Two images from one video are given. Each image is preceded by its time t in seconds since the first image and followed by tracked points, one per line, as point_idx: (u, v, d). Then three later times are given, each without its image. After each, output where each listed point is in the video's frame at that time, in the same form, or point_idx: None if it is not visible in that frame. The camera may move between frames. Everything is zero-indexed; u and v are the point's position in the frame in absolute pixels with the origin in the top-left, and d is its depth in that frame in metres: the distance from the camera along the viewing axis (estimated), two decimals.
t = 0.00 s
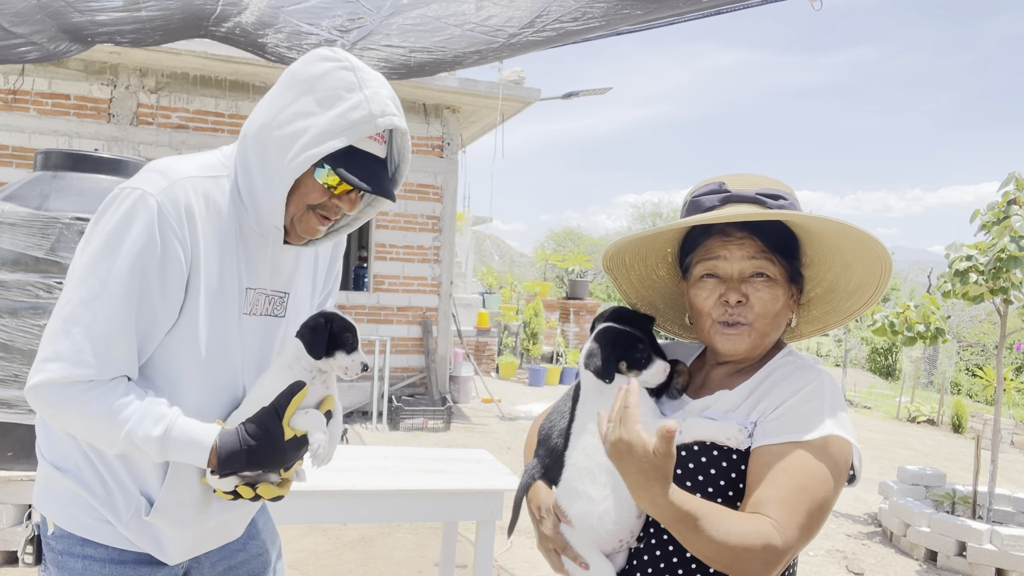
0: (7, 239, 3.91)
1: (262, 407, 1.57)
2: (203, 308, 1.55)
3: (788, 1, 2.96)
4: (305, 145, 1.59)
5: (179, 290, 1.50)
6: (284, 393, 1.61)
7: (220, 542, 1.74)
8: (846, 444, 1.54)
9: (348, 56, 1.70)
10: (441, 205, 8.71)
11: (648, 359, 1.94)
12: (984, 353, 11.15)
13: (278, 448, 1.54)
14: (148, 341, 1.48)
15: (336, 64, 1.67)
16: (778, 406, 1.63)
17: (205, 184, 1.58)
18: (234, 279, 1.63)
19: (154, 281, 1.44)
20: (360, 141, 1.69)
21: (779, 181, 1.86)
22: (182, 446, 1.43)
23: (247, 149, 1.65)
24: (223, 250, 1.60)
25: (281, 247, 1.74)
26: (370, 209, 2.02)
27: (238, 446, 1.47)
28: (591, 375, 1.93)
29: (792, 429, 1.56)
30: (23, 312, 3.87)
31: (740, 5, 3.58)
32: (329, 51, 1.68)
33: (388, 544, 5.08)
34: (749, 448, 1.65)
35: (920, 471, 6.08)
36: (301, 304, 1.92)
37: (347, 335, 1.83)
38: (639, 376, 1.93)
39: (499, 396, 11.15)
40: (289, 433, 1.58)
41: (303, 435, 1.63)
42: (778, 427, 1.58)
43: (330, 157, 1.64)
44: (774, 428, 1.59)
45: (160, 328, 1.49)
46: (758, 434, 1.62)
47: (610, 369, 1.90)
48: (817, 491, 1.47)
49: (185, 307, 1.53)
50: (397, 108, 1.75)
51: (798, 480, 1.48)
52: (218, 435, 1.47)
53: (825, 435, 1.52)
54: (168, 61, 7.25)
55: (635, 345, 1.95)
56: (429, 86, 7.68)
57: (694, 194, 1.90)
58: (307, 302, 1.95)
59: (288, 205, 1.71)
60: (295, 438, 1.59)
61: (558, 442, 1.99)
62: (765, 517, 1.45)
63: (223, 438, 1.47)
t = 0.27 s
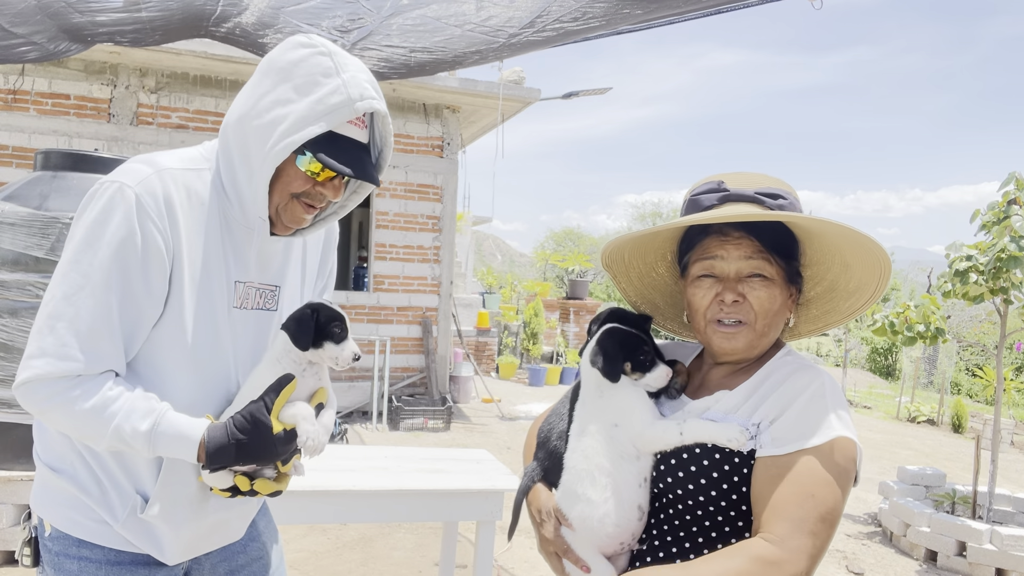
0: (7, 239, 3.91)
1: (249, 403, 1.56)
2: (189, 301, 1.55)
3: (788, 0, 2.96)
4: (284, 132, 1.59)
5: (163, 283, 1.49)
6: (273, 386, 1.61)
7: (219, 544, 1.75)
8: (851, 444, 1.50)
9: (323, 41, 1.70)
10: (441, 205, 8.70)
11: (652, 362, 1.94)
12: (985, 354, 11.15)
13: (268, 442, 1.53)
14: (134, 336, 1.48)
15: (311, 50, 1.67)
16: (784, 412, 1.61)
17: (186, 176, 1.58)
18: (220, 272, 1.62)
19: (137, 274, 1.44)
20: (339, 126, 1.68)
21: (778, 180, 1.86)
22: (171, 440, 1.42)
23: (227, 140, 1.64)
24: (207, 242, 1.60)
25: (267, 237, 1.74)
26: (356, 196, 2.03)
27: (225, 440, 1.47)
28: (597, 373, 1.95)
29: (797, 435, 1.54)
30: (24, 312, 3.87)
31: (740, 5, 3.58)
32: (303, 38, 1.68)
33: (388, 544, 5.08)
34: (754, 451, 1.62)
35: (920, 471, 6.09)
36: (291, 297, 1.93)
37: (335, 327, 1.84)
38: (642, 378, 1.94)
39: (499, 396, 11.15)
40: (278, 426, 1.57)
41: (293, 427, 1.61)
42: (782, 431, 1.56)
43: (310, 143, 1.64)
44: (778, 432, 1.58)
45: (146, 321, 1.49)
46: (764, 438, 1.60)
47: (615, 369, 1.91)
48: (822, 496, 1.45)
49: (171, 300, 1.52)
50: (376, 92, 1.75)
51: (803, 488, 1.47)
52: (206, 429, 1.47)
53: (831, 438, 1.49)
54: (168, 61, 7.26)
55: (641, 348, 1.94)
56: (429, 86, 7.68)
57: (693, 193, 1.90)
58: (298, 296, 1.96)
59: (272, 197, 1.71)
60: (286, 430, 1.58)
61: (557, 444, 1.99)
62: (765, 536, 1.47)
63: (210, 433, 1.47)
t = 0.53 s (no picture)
0: (7, 239, 3.91)
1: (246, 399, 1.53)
2: (183, 299, 1.55)
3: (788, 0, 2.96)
4: (285, 142, 1.58)
5: (157, 282, 1.49)
6: (271, 381, 1.56)
7: (218, 543, 1.75)
8: (853, 448, 1.55)
9: (327, 48, 1.68)
10: (441, 205, 8.70)
11: (656, 364, 1.93)
12: (984, 354, 11.15)
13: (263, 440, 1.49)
14: (129, 334, 1.48)
15: (316, 59, 1.66)
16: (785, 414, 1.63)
17: (180, 175, 1.58)
18: (214, 271, 1.63)
19: (130, 273, 1.44)
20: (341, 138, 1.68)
21: (782, 179, 1.86)
22: (165, 439, 1.41)
23: (226, 143, 1.63)
24: (202, 240, 1.60)
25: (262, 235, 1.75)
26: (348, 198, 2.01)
27: (219, 439, 1.45)
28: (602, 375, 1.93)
29: (803, 437, 1.56)
30: (24, 312, 3.87)
31: (740, 5, 3.59)
32: (307, 43, 1.66)
33: (388, 544, 5.08)
34: (756, 455, 1.65)
35: (920, 471, 6.09)
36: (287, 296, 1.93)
37: (326, 323, 1.85)
38: (645, 380, 1.93)
39: (499, 396, 11.15)
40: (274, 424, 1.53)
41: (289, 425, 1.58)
42: (789, 432, 1.58)
43: (311, 155, 1.65)
44: (783, 434, 1.59)
45: (140, 320, 1.49)
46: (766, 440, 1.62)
47: (621, 372, 1.89)
48: (828, 496, 1.49)
49: (164, 298, 1.52)
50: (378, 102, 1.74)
51: (811, 488, 1.49)
52: (199, 429, 1.45)
53: (836, 442, 1.53)
54: (168, 61, 7.26)
55: (644, 350, 1.93)
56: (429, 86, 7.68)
57: (695, 190, 1.92)
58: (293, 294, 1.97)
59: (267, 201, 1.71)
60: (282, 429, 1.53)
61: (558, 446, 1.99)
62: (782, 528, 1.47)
63: (205, 433, 1.45)
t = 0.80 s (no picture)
0: (7, 239, 3.91)
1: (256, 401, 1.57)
2: (191, 302, 1.55)
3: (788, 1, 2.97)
4: (317, 176, 1.61)
5: (166, 286, 1.49)
6: (279, 384, 1.60)
7: (218, 541, 1.75)
8: (864, 455, 1.52)
9: (355, 76, 1.67)
10: (441, 205, 8.71)
11: (662, 369, 1.94)
12: (984, 353, 11.16)
13: (271, 439, 1.53)
14: (138, 336, 1.47)
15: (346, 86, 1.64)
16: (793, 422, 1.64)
17: (190, 180, 1.57)
18: (221, 273, 1.63)
19: (142, 277, 1.44)
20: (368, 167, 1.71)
21: (789, 180, 1.88)
22: (174, 440, 1.44)
23: (242, 159, 1.61)
24: (211, 243, 1.60)
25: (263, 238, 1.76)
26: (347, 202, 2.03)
27: (229, 440, 1.48)
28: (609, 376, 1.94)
29: (808, 446, 1.56)
30: (23, 312, 3.88)
31: (740, 6, 3.60)
32: (334, 69, 1.64)
33: (388, 544, 5.08)
34: (763, 460, 1.64)
35: (920, 471, 6.09)
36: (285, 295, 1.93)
37: (321, 322, 1.83)
38: (651, 385, 1.93)
39: (499, 396, 11.15)
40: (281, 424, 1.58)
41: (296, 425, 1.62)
42: (793, 439, 1.59)
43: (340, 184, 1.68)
44: (788, 440, 1.61)
45: (150, 322, 1.48)
46: (774, 446, 1.63)
47: (628, 374, 1.90)
48: (832, 503, 1.48)
49: (173, 302, 1.52)
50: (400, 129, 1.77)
51: (815, 496, 1.49)
52: (212, 427, 1.48)
53: (843, 449, 1.51)
54: (168, 62, 7.26)
55: (652, 354, 1.93)
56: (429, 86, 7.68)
57: (706, 189, 1.89)
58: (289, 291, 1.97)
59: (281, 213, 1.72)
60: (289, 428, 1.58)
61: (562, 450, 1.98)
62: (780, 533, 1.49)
63: (216, 431, 1.48)
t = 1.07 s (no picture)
0: (7, 239, 3.91)
1: (279, 400, 1.64)
2: (212, 306, 1.56)
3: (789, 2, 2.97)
4: (340, 194, 1.65)
5: (192, 289, 1.50)
6: (302, 384, 1.70)
7: (218, 532, 1.77)
8: (876, 458, 1.54)
9: (379, 97, 1.69)
10: (441, 205, 8.71)
11: (685, 382, 1.94)
12: (984, 353, 11.16)
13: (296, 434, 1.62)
14: (162, 338, 1.47)
15: (373, 107, 1.67)
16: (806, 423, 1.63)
17: (215, 185, 1.57)
18: (239, 277, 1.64)
19: (171, 282, 1.44)
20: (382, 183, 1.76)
21: (801, 180, 1.86)
22: (205, 437, 1.45)
23: (263, 168, 1.62)
24: (231, 247, 1.61)
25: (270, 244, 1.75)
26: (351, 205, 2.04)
27: (258, 435, 1.54)
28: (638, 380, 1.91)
29: (820, 448, 1.56)
30: (23, 312, 3.88)
31: (740, 6, 3.60)
32: (360, 89, 1.66)
33: (387, 544, 5.08)
34: (777, 464, 1.63)
35: (920, 471, 6.09)
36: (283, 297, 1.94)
37: (333, 323, 2.00)
38: (672, 395, 1.93)
39: (499, 396, 11.15)
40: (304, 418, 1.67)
41: (317, 420, 1.71)
42: (807, 441, 1.59)
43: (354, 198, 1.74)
44: (802, 442, 1.60)
45: (172, 325, 1.49)
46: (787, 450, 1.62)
47: (657, 379, 1.88)
48: (848, 506, 1.48)
49: (197, 305, 1.53)
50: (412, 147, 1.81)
51: (829, 499, 1.49)
52: (238, 427, 1.52)
53: (857, 452, 1.53)
54: (168, 62, 7.26)
55: (679, 365, 1.93)
56: (430, 86, 7.67)
57: (713, 190, 1.91)
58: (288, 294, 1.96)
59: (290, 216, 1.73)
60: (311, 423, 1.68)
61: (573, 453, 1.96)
62: (794, 535, 1.48)
63: (244, 431, 1.53)
